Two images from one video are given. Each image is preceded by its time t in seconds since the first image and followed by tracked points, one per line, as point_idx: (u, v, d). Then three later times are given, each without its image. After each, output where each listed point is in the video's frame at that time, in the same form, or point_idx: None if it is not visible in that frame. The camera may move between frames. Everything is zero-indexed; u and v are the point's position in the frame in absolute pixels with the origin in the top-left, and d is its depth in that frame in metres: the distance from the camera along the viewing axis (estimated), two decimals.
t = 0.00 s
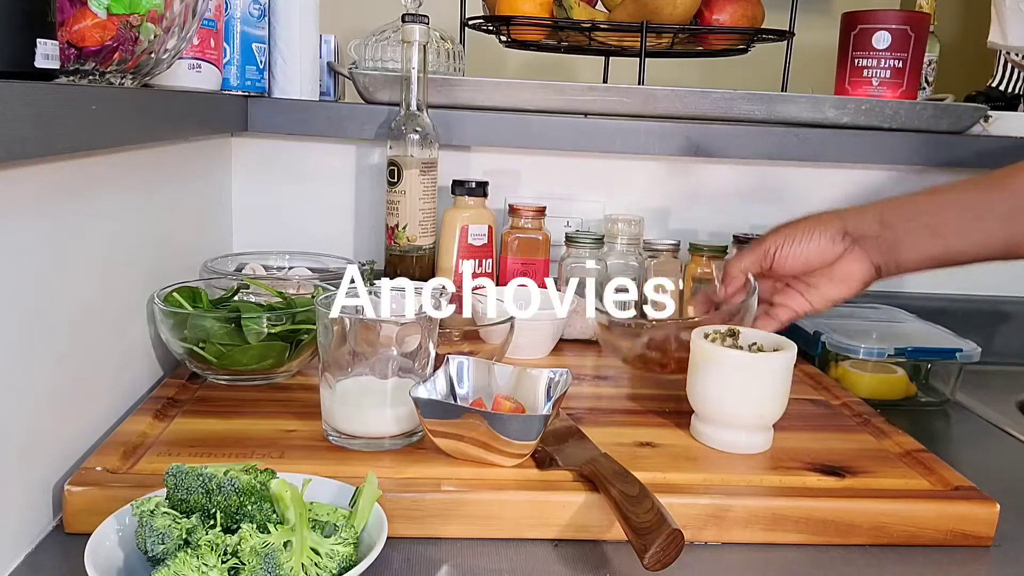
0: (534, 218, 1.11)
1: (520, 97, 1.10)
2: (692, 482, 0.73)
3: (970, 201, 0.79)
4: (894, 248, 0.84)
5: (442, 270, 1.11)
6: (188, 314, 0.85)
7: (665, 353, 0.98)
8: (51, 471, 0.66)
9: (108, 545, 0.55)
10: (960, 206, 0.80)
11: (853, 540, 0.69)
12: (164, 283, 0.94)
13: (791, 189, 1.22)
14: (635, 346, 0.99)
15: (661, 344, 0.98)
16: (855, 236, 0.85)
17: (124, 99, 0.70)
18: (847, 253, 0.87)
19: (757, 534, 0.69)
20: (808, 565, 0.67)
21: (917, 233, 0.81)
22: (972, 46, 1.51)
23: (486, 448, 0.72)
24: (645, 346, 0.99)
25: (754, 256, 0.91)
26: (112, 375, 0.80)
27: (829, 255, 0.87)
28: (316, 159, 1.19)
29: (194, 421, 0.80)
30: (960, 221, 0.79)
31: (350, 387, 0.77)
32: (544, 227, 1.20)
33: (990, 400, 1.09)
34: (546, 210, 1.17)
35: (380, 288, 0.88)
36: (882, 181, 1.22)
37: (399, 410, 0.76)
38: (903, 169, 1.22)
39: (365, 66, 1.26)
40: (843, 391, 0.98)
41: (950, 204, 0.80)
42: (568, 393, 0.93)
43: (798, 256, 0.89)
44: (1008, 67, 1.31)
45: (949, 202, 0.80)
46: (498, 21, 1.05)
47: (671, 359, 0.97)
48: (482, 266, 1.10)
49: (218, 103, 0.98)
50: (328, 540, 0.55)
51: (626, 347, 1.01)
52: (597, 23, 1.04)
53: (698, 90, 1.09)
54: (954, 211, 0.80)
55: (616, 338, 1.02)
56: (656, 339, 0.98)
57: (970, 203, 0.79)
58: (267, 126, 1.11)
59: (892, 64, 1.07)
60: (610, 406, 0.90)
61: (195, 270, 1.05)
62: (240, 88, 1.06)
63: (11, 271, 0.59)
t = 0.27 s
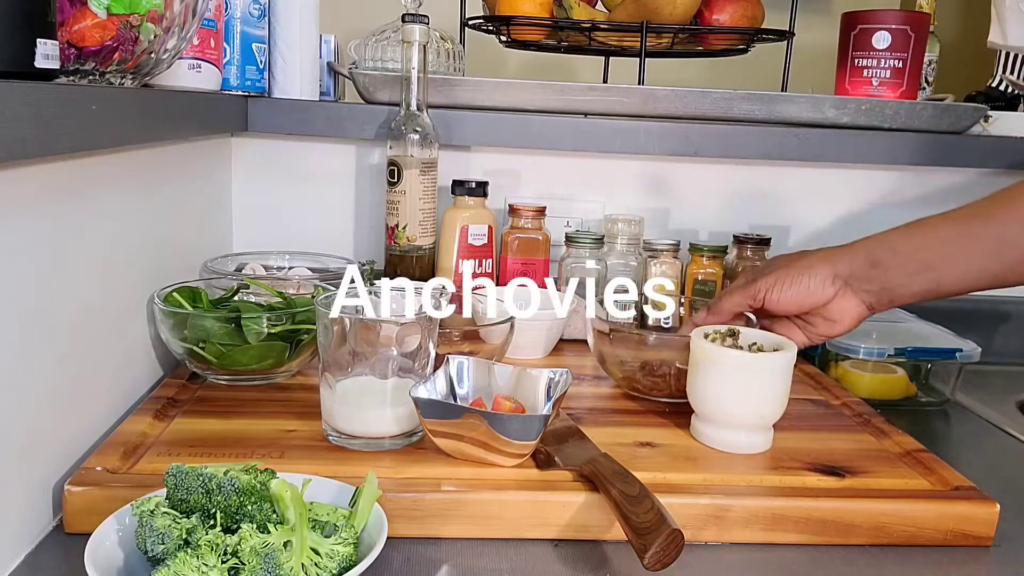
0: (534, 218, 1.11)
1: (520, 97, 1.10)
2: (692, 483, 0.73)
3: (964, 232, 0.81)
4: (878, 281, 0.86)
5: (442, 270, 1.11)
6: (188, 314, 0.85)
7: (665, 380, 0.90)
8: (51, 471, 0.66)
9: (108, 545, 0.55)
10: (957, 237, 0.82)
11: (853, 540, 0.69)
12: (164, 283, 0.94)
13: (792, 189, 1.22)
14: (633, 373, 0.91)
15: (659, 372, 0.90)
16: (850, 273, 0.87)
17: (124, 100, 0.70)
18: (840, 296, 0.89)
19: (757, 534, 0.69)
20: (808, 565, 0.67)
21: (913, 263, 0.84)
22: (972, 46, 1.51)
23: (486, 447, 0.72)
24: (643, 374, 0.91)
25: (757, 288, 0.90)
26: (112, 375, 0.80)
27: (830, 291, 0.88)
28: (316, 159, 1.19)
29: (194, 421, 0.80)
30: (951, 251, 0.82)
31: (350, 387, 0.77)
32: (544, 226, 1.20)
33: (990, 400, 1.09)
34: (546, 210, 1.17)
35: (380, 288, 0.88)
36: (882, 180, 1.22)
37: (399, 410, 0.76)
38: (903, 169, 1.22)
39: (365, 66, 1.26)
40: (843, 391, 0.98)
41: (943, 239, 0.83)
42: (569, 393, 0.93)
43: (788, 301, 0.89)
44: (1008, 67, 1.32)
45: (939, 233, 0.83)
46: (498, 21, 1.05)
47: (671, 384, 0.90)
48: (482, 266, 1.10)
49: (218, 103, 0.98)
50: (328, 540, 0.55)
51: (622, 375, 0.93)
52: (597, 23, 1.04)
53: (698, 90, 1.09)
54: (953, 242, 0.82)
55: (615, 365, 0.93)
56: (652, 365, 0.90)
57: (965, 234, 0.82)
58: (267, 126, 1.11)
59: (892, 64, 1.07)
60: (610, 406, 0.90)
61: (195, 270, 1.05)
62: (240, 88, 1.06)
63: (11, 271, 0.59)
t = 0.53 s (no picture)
0: (534, 218, 1.11)
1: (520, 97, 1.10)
2: (692, 483, 0.73)
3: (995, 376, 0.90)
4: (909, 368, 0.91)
5: (442, 270, 1.11)
6: (187, 314, 0.85)
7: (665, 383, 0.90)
8: (51, 471, 0.66)
9: (108, 545, 0.55)
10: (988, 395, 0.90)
11: (853, 540, 0.69)
12: (164, 283, 0.94)
13: (792, 189, 1.22)
14: (632, 376, 0.91)
15: (659, 373, 0.90)
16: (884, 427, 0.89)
17: (124, 99, 0.70)
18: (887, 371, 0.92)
19: (757, 534, 0.69)
20: (808, 565, 0.67)
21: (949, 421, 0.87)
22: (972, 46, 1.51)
23: (486, 447, 0.72)
24: (643, 377, 0.91)
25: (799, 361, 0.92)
26: (112, 375, 0.80)
27: (877, 399, 0.91)
28: (316, 159, 1.19)
29: (194, 422, 0.80)
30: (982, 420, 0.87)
31: (350, 387, 0.77)
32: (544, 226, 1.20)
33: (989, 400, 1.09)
34: (546, 210, 1.17)
35: (380, 288, 0.88)
36: (882, 180, 1.22)
37: (399, 410, 0.76)
38: (903, 170, 1.22)
39: (365, 66, 1.26)
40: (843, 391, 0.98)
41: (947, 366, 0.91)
42: (569, 393, 0.93)
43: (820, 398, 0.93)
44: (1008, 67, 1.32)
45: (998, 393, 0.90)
46: (498, 21, 1.05)
47: (671, 386, 0.90)
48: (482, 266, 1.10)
49: (218, 103, 0.98)
50: (328, 540, 0.55)
51: (620, 377, 0.93)
52: (597, 23, 1.04)
53: (698, 90, 1.09)
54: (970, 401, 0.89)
55: (614, 367, 0.93)
56: (651, 367, 0.91)
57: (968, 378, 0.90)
58: (267, 126, 1.11)
59: (892, 64, 1.07)
60: (610, 406, 0.90)
61: (195, 270, 1.05)
62: (240, 88, 1.06)
63: (11, 271, 0.59)
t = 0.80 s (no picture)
0: (534, 218, 1.11)
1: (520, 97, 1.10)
2: (692, 483, 0.73)
3: None
4: None
5: (442, 270, 1.11)
6: (187, 314, 0.85)
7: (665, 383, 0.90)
8: (51, 471, 0.66)
9: (108, 545, 0.55)
10: None
11: (853, 540, 0.69)
12: (164, 283, 0.94)
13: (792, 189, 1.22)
14: (632, 376, 0.92)
15: (659, 374, 0.91)
16: (982, 406, 0.70)
17: (124, 99, 0.70)
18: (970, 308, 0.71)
19: (757, 535, 0.69)
20: (808, 565, 0.67)
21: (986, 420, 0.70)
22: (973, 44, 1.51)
23: (486, 448, 0.72)
24: (643, 377, 0.91)
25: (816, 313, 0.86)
26: (112, 375, 0.80)
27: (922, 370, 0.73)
28: (316, 159, 1.19)
29: (194, 422, 0.80)
30: None
31: (350, 387, 0.77)
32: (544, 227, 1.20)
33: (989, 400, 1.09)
34: (546, 210, 1.17)
35: (380, 288, 0.88)
36: (882, 181, 1.22)
37: (399, 410, 0.76)
38: (904, 169, 1.22)
39: (365, 66, 1.26)
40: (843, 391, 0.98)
41: None
42: (569, 393, 0.93)
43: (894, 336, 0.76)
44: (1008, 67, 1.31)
45: None
46: (498, 21, 1.05)
47: (671, 386, 0.90)
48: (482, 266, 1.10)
49: (218, 103, 0.98)
50: (328, 540, 0.55)
51: (620, 378, 0.93)
52: (597, 23, 1.04)
53: (698, 90, 1.09)
54: None
55: (614, 368, 0.93)
56: (651, 368, 0.91)
57: None
58: (267, 126, 1.11)
59: (892, 64, 1.07)
60: (610, 406, 0.90)
61: (195, 270, 1.05)
62: (240, 88, 1.06)
63: (12, 271, 0.59)
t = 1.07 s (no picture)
0: (534, 218, 1.11)
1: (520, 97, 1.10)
2: (692, 483, 0.73)
3: None
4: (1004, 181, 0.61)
5: (442, 270, 1.11)
6: (187, 314, 0.85)
7: (666, 383, 0.91)
8: (51, 471, 0.66)
9: (108, 545, 0.55)
10: None
11: (853, 540, 0.69)
12: (164, 283, 0.94)
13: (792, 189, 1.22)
14: (632, 376, 0.92)
15: (659, 373, 0.91)
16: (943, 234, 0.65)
17: (124, 99, 0.70)
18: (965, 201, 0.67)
19: (757, 534, 0.69)
20: (808, 565, 0.67)
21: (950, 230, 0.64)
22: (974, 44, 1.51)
23: (486, 448, 0.72)
24: (644, 377, 0.91)
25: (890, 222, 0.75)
26: (112, 375, 0.80)
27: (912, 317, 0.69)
28: (316, 159, 1.19)
29: (194, 422, 0.80)
30: None
31: (350, 387, 0.77)
32: (544, 226, 1.20)
33: (990, 400, 1.09)
34: (546, 210, 1.17)
35: (380, 288, 0.88)
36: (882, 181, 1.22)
37: (399, 410, 0.76)
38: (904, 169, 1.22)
39: (365, 66, 1.26)
40: (843, 391, 0.98)
41: None
42: (569, 393, 0.93)
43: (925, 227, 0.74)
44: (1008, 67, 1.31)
45: None
46: (498, 21, 1.05)
47: (671, 386, 0.90)
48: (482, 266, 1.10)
49: (218, 103, 0.98)
50: (328, 540, 0.55)
51: (619, 377, 0.93)
52: (596, 23, 1.04)
53: (698, 90, 1.09)
54: None
55: (614, 368, 0.94)
56: (651, 367, 0.93)
57: None
58: (267, 126, 1.11)
59: (892, 64, 1.08)
60: (610, 406, 0.90)
61: (195, 270, 1.05)
62: (240, 88, 1.06)
63: (13, 271, 0.60)
